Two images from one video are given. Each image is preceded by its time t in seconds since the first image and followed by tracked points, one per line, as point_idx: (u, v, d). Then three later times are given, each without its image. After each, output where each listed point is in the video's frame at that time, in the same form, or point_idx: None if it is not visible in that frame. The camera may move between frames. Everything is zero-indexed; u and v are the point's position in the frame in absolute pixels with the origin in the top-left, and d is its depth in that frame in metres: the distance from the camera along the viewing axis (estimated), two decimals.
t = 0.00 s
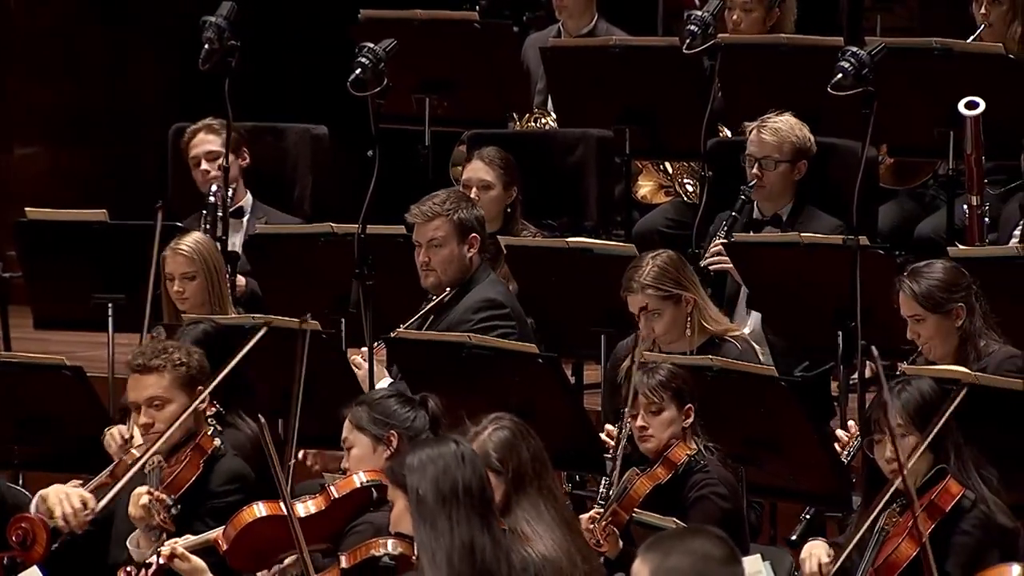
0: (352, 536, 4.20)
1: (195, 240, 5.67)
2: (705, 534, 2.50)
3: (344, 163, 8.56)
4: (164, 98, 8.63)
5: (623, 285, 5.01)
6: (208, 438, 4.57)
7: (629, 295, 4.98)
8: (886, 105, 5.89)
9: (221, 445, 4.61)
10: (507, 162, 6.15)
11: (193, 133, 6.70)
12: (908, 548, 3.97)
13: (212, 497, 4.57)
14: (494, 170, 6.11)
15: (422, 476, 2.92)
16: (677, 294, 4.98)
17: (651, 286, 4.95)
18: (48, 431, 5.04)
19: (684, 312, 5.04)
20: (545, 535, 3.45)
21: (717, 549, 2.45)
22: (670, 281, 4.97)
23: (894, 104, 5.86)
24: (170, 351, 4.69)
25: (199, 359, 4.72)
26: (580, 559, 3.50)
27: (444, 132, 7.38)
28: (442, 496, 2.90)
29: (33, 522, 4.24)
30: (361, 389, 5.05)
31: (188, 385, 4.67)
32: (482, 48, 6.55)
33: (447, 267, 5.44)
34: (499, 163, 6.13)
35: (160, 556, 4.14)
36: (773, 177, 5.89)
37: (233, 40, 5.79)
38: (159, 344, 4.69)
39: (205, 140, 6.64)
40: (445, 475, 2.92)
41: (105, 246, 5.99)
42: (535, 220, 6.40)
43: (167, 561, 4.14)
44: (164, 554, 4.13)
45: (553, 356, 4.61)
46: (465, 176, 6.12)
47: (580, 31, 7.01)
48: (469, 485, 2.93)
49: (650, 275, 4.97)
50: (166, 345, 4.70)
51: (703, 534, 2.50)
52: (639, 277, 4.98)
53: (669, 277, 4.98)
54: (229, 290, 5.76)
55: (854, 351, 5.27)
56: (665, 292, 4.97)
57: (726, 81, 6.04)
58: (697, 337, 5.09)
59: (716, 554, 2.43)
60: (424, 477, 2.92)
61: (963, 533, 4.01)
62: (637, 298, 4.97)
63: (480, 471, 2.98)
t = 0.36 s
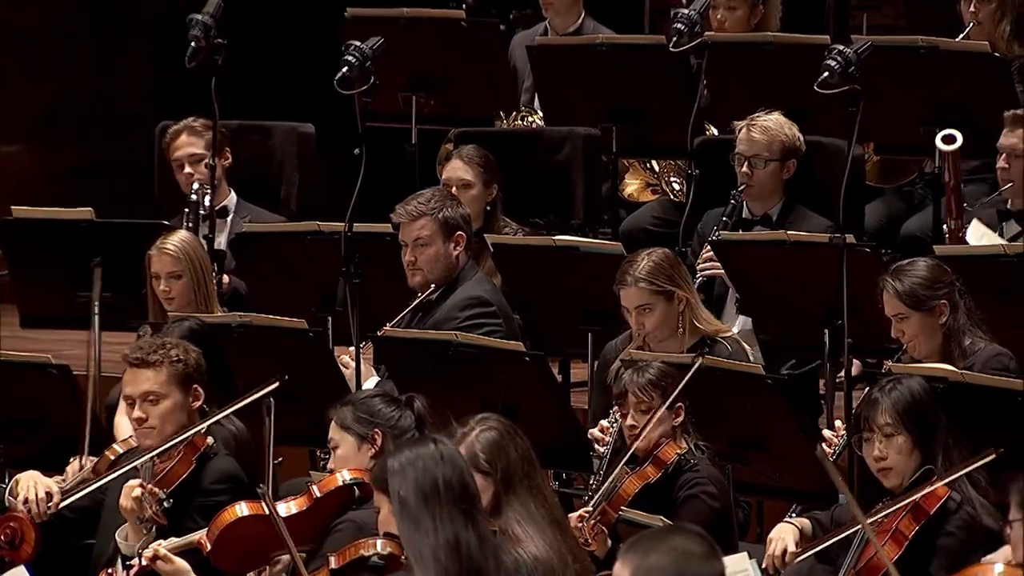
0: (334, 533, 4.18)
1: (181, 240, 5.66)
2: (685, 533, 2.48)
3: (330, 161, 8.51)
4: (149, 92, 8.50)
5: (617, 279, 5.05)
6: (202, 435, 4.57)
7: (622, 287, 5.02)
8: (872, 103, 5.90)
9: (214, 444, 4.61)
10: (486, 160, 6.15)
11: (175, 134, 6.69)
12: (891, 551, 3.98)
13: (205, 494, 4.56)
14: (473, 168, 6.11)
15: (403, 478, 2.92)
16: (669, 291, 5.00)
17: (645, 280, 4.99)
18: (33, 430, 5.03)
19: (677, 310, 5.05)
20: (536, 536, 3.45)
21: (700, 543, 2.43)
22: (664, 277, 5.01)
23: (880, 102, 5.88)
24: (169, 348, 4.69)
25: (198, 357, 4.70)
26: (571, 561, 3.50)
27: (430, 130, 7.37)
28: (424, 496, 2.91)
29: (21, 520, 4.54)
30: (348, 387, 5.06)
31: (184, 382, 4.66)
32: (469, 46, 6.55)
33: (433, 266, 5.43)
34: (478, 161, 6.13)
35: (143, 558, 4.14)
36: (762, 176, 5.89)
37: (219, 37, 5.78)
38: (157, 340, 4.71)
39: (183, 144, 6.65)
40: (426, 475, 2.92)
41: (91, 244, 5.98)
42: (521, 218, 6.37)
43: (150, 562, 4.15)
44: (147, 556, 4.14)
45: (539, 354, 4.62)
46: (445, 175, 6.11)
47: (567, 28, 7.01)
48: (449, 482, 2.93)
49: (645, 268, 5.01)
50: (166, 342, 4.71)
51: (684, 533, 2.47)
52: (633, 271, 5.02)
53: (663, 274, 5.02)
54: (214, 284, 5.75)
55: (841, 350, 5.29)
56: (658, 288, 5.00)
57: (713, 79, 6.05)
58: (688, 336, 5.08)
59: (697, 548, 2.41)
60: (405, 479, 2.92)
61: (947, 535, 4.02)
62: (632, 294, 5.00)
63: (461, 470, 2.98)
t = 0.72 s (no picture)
0: (317, 530, 4.20)
1: (167, 237, 5.66)
2: (669, 530, 2.46)
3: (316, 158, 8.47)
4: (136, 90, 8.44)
5: (618, 259, 5.07)
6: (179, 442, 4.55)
7: (622, 268, 5.04)
8: (857, 102, 5.90)
9: (190, 448, 4.59)
10: (467, 157, 6.14)
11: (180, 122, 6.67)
12: (878, 548, 4.00)
13: (187, 501, 4.57)
14: (453, 162, 6.10)
15: (375, 478, 2.93)
16: (667, 275, 5.02)
17: (646, 259, 5.01)
18: (19, 428, 5.02)
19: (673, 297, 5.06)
20: (519, 536, 3.45)
21: (687, 542, 2.41)
22: (664, 259, 5.04)
23: (865, 100, 5.89)
24: (133, 355, 4.62)
25: (161, 361, 4.64)
26: (557, 563, 3.50)
27: (416, 128, 7.37)
28: (396, 494, 2.92)
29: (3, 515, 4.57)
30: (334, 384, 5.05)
31: (152, 388, 4.58)
32: (455, 44, 6.54)
33: (422, 263, 5.44)
34: (460, 157, 6.12)
35: (126, 551, 4.12)
36: (746, 180, 5.89)
37: (204, 35, 5.77)
38: (119, 348, 4.63)
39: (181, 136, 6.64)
40: (397, 475, 2.93)
41: (76, 243, 5.97)
42: (506, 216, 6.37)
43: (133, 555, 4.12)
44: (130, 550, 4.11)
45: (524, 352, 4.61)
46: (423, 168, 6.11)
47: (552, 26, 7.01)
48: (421, 479, 2.94)
49: (645, 251, 5.04)
50: (128, 349, 4.63)
51: (669, 530, 2.46)
52: (634, 251, 5.05)
53: (662, 256, 5.04)
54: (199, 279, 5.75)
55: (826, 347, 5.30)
56: (657, 270, 5.01)
57: (698, 78, 6.05)
58: (682, 327, 5.08)
59: (684, 546, 2.40)
60: (377, 478, 2.93)
61: (934, 532, 4.03)
62: (631, 274, 5.00)
63: (435, 467, 2.99)
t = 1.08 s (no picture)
0: (305, 526, 4.22)
1: (149, 235, 5.66)
2: (664, 527, 2.48)
3: (302, 158, 8.42)
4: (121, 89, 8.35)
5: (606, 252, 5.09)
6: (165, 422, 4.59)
7: (609, 260, 5.04)
8: (841, 100, 5.92)
9: (176, 434, 4.61)
10: (454, 158, 6.15)
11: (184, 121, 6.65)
12: (864, 541, 4.03)
13: (172, 482, 4.57)
14: (439, 165, 6.11)
15: (353, 477, 3.00)
16: (655, 269, 5.04)
17: (634, 252, 5.02)
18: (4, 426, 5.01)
19: (660, 292, 5.08)
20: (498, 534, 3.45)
21: (679, 539, 2.43)
22: (652, 253, 5.06)
23: (849, 98, 5.91)
24: (122, 342, 4.71)
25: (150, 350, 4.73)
26: (535, 557, 3.50)
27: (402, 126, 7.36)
28: (374, 493, 2.98)
29: None
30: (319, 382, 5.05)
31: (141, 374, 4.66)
32: (440, 41, 6.54)
33: (409, 263, 5.45)
34: (445, 159, 6.12)
35: (112, 542, 4.17)
36: (727, 183, 5.90)
37: (189, 33, 5.76)
38: (110, 336, 4.72)
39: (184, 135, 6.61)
40: (374, 473, 2.99)
41: (61, 241, 5.96)
42: (493, 214, 6.36)
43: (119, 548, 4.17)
44: (117, 541, 4.16)
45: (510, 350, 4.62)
46: (410, 172, 6.12)
47: (538, 24, 7.01)
48: (399, 477, 3.00)
49: (634, 244, 5.07)
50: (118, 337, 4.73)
51: (662, 527, 2.48)
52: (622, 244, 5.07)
53: (650, 250, 5.06)
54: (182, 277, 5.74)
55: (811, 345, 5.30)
56: (644, 264, 5.03)
57: (683, 76, 6.06)
58: (666, 322, 5.10)
59: (677, 544, 2.41)
60: (356, 477, 3.00)
61: (917, 526, 4.03)
62: (618, 265, 5.02)
63: (413, 465, 3.05)
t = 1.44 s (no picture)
0: (291, 529, 4.20)
1: (129, 232, 5.65)
2: (631, 527, 2.59)
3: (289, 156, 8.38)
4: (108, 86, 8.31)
5: (586, 245, 5.07)
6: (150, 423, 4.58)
7: (592, 253, 5.03)
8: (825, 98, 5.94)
9: (162, 433, 4.61)
10: (446, 155, 6.13)
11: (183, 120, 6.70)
12: (845, 536, 3.99)
13: (156, 482, 4.56)
14: (433, 163, 6.10)
15: (333, 475, 3.00)
16: (641, 259, 5.04)
17: (617, 243, 5.01)
18: None
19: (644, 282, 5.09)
20: (478, 529, 3.45)
21: (644, 538, 2.55)
22: (634, 243, 5.05)
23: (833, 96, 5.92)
24: (108, 341, 4.67)
25: (136, 350, 4.68)
26: (517, 551, 3.50)
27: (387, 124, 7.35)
28: (354, 492, 2.98)
29: None
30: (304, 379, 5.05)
31: (126, 375, 4.64)
32: (424, 38, 6.54)
33: (396, 262, 5.44)
34: (439, 157, 6.11)
35: (99, 552, 4.13)
36: (708, 169, 5.89)
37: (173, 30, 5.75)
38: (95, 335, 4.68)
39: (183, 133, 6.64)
40: (354, 471, 2.99)
41: (45, 237, 5.95)
42: (479, 212, 6.38)
43: (106, 557, 4.13)
44: (104, 551, 4.12)
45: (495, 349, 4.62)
46: (403, 169, 6.12)
47: (523, 22, 7.01)
48: (378, 476, 3.00)
49: (615, 235, 5.06)
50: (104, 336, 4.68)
51: (630, 527, 2.59)
52: (604, 236, 5.05)
53: (633, 241, 5.06)
54: (161, 276, 5.74)
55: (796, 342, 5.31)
56: (627, 254, 5.02)
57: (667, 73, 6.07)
58: (650, 314, 5.12)
59: (643, 543, 2.53)
60: (336, 475, 3.00)
61: (900, 523, 4.04)
62: (603, 256, 5.00)
63: (392, 461, 3.05)
